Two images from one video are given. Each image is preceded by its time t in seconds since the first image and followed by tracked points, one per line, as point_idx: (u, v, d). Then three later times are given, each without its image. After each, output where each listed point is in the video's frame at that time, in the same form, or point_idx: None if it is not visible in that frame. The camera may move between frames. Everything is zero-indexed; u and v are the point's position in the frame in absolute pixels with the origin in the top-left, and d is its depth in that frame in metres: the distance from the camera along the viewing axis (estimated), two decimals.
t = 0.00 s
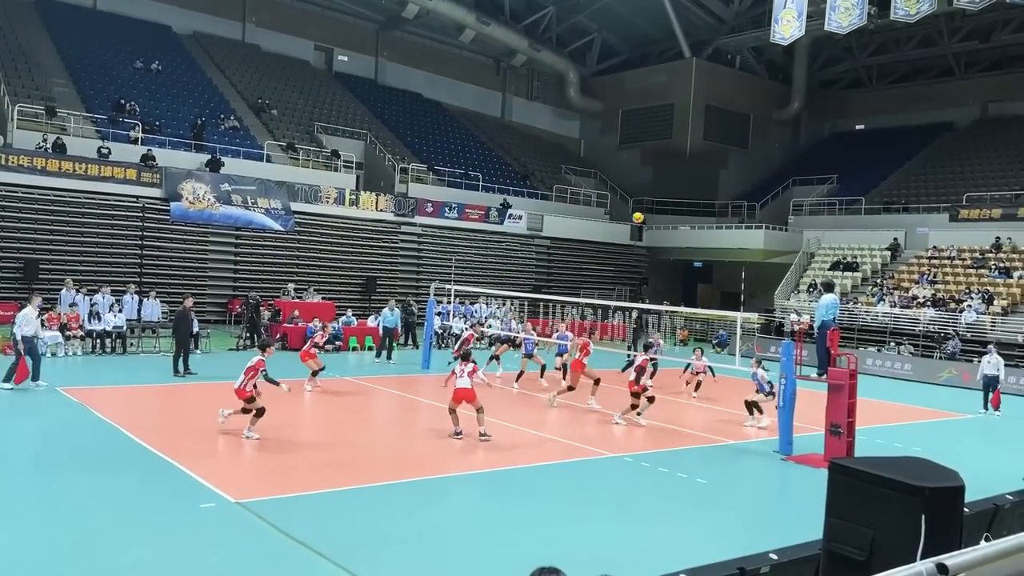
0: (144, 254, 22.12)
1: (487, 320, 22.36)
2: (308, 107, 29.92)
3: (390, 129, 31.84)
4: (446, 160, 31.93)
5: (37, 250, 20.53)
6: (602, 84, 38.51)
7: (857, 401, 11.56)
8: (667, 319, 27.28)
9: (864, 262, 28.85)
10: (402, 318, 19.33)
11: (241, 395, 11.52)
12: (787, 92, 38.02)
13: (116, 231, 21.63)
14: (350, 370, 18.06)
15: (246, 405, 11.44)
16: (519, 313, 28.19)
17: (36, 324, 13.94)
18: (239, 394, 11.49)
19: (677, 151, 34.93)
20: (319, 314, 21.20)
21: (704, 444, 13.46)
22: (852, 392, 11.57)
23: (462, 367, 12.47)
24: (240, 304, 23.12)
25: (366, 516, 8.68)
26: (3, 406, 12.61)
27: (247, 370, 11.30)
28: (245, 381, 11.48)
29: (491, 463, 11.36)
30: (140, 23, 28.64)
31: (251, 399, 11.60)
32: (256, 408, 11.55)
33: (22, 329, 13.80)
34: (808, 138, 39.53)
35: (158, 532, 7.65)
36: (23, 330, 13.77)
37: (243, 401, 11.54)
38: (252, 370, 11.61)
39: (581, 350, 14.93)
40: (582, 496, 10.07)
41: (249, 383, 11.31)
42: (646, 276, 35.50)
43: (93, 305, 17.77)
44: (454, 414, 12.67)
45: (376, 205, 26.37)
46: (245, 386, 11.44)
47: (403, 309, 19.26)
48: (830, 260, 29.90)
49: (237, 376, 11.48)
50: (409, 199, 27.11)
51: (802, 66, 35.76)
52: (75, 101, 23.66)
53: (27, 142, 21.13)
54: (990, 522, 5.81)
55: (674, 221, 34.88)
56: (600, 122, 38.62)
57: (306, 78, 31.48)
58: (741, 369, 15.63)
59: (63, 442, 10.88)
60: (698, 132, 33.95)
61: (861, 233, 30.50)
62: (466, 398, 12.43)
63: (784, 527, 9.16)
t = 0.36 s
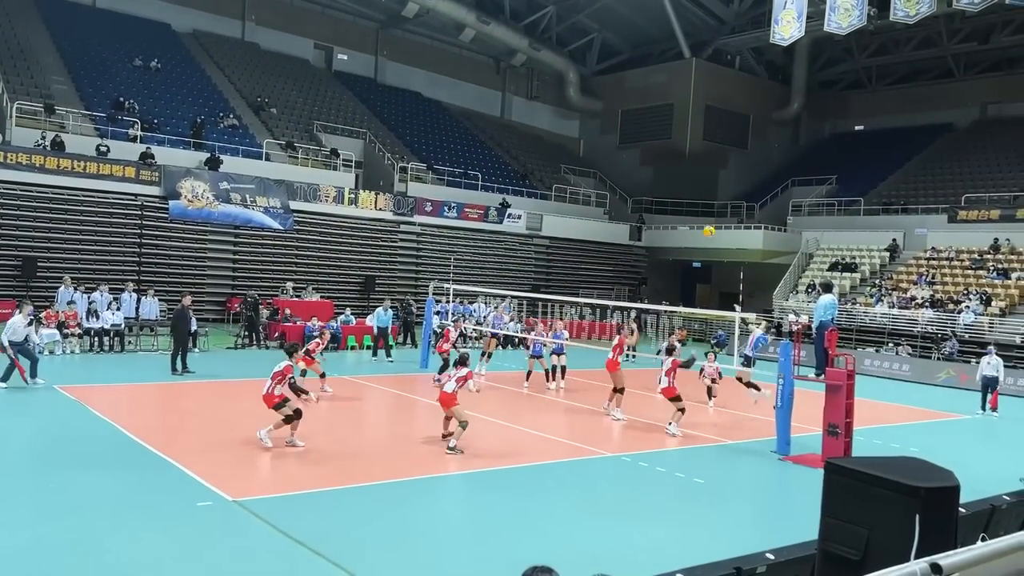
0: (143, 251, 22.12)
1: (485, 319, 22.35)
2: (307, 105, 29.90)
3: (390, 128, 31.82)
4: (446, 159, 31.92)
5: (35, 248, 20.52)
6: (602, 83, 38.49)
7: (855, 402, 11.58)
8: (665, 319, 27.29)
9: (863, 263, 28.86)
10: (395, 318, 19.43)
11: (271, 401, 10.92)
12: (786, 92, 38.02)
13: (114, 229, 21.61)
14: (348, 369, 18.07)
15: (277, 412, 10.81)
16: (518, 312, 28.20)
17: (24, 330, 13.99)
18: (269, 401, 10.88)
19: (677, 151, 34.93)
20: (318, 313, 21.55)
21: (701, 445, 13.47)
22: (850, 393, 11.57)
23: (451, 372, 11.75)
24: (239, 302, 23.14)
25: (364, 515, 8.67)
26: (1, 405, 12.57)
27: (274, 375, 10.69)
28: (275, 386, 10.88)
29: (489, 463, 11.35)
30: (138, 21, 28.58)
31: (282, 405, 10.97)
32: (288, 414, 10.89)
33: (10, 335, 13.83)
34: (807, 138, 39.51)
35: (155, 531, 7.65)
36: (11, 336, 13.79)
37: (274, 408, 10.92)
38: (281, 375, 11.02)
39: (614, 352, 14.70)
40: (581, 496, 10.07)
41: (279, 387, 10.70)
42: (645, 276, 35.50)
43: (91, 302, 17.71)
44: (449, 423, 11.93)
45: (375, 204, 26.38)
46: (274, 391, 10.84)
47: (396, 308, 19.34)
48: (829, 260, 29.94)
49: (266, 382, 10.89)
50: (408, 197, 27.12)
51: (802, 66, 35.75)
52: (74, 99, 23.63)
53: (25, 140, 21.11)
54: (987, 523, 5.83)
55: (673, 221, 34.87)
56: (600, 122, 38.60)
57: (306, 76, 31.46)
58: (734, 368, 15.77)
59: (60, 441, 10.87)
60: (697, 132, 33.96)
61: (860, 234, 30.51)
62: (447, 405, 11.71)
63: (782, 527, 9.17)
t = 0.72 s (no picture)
0: (140, 250, 22.08)
1: (482, 319, 22.35)
2: (305, 105, 29.87)
3: (388, 128, 31.79)
4: (444, 158, 31.91)
5: (32, 246, 20.49)
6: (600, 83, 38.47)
7: (851, 402, 11.61)
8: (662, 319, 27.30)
9: (860, 263, 28.89)
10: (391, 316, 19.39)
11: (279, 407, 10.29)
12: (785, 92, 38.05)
13: (111, 228, 21.57)
14: (345, 369, 18.04)
15: (286, 417, 10.19)
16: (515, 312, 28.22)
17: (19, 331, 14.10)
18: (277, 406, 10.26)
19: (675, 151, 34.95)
20: (316, 312, 21.48)
21: (698, 445, 13.48)
22: (847, 393, 11.59)
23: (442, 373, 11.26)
24: (236, 301, 23.13)
25: (360, 514, 8.66)
26: None
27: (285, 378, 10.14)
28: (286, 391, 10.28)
29: (484, 461, 11.36)
30: (136, 20, 28.51)
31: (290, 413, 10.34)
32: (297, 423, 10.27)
33: (5, 336, 13.97)
34: (805, 138, 39.50)
35: (151, 530, 7.63)
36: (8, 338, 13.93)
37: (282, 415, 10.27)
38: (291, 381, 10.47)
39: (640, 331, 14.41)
40: (578, 496, 10.07)
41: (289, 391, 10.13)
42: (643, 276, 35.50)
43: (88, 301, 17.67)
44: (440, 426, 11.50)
45: (372, 203, 26.42)
46: (282, 396, 10.30)
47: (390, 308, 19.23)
48: (826, 260, 29.98)
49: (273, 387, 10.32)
50: (406, 197, 27.10)
51: (801, 66, 35.77)
52: (71, 97, 23.60)
53: (22, 138, 21.09)
54: (982, 523, 5.85)
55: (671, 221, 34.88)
56: (598, 121, 38.61)
57: (303, 75, 31.41)
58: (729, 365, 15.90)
59: (57, 440, 10.85)
60: (696, 132, 33.98)
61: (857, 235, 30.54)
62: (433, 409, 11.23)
63: (779, 527, 9.18)
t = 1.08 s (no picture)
0: (138, 248, 22.04)
1: (480, 318, 22.34)
2: (303, 104, 29.84)
3: (387, 127, 31.77)
4: (442, 157, 31.90)
5: (30, 244, 20.46)
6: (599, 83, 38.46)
7: (849, 402, 11.63)
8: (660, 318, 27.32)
9: (858, 263, 28.91)
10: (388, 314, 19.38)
11: (276, 412, 10.07)
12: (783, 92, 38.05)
13: (109, 226, 21.54)
14: (343, 368, 18.01)
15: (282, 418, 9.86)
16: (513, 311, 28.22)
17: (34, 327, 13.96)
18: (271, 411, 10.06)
19: (673, 151, 34.97)
20: (314, 311, 21.42)
21: (696, 445, 13.49)
22: (845, 393, 11.61)
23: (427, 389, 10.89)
24: (234, 300, 23.11)
25: (358, 514, 8.63)
26: None
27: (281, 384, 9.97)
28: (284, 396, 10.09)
29: (481, 461, 11.35)
30: (133, 17, 28.47)
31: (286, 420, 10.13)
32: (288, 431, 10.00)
33: (22, 328, 13.98)
34: (803, 139, 39.51)
35: (149, 529, 7.61)
36: (22, 330, 13.90)
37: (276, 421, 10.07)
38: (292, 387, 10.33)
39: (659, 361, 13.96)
40: (577, 495, 10.07)
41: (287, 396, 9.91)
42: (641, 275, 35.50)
43: (86, 300, 17.52)
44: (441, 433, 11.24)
45: (371, 203, 26.38)
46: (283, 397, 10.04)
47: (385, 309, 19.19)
48: (825, 260, 30.01)
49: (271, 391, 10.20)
50: (405, 196, 27.06)
51: (799, 66, 35.79)
52: (69, 95, 23.56)
53: (20, 136, 21.05)
54: (980, 524, 5.85)
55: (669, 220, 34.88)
56: (596, 121, 38.61)
57: (301, 74, 31.37)
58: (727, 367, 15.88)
59: (55, 438, 10.81)
60: (694, 133, 33.98)
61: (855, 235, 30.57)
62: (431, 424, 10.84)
63: (777, 527, 9.19)
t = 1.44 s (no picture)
0: (139, 248, 22.06)
1: (481, 318, 22.33)
2: (304, 103, 29.85)
3: (387, 126, 31.79)
4: (443, 157, 31.88)
5: (32, 244, 20.47)
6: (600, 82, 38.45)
7: (851, 402, 11.62)
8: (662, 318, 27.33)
9: (860, 263, 28.90)
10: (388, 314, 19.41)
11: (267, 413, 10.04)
12: (784, 92, 38.03)
13: (110, 225, 21.54)
14: (344, 367, 18.00)
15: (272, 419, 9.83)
16: (513, 310, 28.21)
17: (51, 319, 14.28)
18: (264, 412, 10.05)
19: (674, 151, 34.96)
20: (315, 311, 21.41)
21: (696, 444, 13.51)
22: (846, 393, 11.61)
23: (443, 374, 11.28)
24: (235, 300, 23.11)
25: (360, 514, 8.63)
26: None
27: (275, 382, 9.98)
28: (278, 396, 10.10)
29: (483, 460, 11.36)
30: (134, 17, 28.47)
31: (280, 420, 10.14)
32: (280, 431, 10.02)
33: (36, 322, 14.19)
34: (805, 138, 39.48)
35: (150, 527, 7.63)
36: (37, 322, 14.14)
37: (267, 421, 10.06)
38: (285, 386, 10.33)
39: (660, 360, 13.32)
40: (579, 495, 10.07)
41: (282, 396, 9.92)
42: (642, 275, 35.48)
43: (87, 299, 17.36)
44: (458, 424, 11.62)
45: (372, 202, 26.36)
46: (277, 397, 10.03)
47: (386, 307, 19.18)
48: (826, 260, 30.00)
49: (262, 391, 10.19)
50: (406, 196, 27.03)
51: (801, 66, 35.76)
52: (70, 95, 23.56)
53: (21, 136, 21.04)
54: (981, 524, 5.85)
55: (670, 220, 34.86)
56: (597, 121, 38.61)
57: (302, 73, 31.37)
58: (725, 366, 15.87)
59: (56, 437, 10.80)
60: (696, 132, 33.96)
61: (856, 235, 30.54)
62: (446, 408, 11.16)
63: (779, 527, 9.17)
